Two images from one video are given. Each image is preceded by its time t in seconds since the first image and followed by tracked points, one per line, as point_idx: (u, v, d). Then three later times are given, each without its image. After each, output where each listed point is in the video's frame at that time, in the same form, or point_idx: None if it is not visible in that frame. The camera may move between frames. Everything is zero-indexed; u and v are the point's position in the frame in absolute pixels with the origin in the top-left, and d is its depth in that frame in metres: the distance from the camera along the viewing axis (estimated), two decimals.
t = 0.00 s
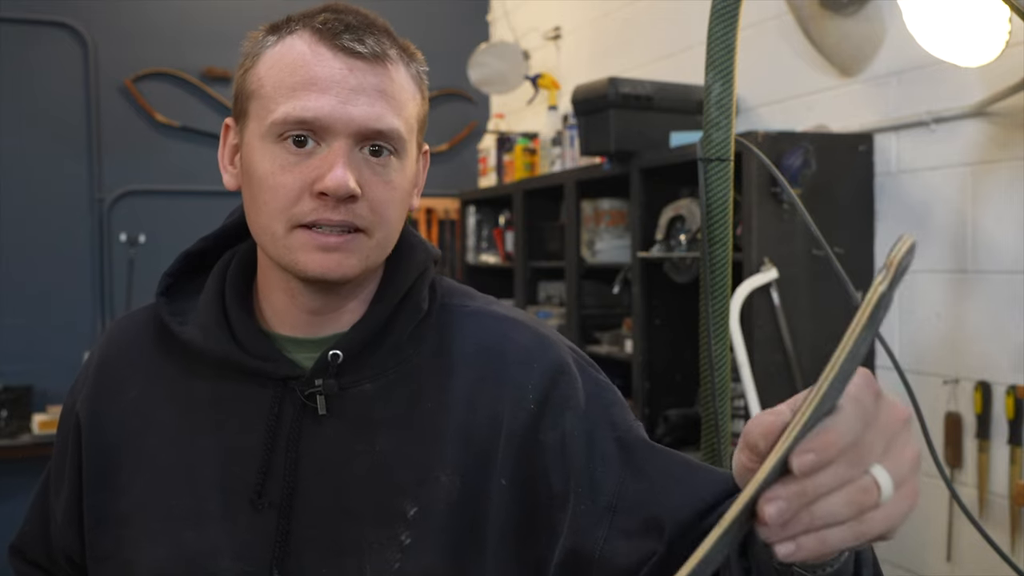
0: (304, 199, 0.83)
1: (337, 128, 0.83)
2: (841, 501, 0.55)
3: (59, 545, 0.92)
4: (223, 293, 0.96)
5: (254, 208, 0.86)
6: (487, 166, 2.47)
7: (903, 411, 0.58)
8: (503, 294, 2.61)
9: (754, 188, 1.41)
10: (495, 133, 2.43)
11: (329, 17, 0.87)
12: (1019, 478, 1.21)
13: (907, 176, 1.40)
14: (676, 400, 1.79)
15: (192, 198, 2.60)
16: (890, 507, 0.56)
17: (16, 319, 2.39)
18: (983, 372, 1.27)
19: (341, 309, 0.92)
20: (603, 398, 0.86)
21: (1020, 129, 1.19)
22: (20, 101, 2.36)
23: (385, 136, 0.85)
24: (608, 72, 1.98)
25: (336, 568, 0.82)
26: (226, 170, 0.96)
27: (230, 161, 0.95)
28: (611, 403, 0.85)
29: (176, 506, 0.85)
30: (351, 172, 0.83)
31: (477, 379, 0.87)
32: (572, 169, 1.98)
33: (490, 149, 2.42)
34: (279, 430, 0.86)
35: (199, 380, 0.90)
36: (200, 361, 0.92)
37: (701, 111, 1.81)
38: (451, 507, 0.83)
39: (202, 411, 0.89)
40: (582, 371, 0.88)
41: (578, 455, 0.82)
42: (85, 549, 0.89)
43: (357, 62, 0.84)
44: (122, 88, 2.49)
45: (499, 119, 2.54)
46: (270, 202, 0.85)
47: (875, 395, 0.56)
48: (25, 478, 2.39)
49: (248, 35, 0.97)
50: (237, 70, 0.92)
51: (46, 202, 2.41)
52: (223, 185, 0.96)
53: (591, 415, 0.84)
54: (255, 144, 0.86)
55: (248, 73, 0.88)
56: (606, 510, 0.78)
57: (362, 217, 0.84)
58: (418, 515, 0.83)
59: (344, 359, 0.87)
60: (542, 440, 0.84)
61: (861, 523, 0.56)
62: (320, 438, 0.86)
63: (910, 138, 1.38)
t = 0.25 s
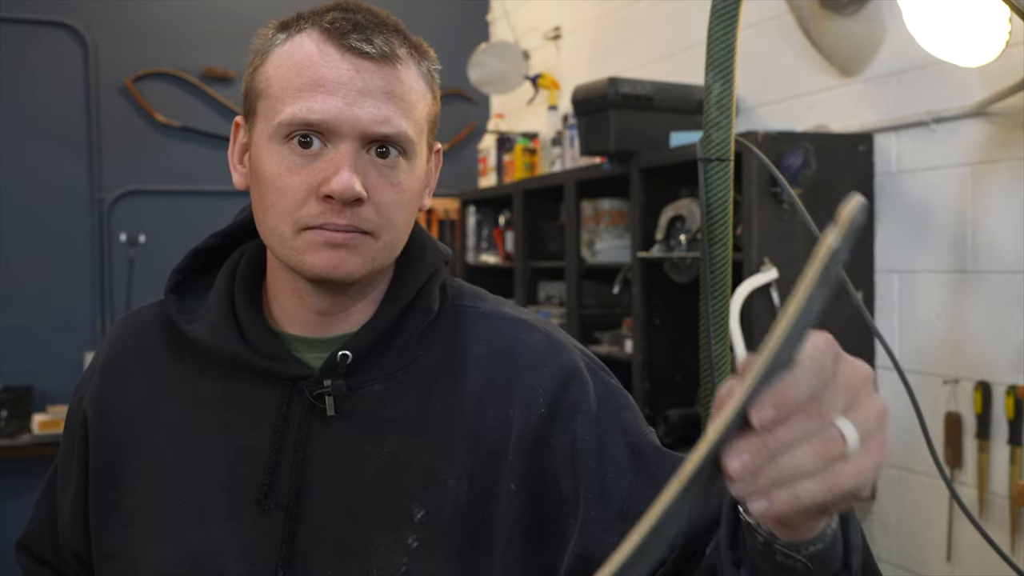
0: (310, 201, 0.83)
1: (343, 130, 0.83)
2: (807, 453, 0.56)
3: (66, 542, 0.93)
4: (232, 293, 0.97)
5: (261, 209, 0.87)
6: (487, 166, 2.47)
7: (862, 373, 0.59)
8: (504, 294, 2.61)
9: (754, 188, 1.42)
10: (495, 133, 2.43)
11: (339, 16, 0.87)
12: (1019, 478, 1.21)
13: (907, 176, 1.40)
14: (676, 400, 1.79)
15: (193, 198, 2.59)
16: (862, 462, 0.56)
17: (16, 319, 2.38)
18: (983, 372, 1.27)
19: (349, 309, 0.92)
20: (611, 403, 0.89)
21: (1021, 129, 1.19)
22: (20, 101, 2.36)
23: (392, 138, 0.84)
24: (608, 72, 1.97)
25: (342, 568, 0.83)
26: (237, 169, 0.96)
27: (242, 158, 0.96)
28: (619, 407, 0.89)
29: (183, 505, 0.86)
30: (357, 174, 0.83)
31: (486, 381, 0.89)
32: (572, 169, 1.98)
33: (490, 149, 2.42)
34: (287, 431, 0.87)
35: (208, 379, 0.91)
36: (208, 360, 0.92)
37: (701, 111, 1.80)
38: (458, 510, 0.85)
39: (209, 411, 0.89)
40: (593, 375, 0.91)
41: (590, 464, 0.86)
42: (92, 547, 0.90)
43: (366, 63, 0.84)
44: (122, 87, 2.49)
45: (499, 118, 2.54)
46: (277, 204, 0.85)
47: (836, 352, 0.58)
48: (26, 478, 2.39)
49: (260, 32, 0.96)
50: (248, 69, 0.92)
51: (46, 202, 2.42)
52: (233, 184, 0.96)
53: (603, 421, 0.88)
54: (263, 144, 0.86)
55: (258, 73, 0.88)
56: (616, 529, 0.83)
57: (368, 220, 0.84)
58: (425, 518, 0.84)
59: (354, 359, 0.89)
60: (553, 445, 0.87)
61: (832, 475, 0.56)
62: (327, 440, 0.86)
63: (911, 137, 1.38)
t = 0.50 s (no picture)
0: (315, 204, 0.83)
1: (349, 133, 0.82)
2: (726, 314, 0.56)
3: (71, 540, 0.94)
4: (236, 294, 0.97)
5: (267, 210, 0.87)
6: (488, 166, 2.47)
7: (773, 262, 0.60)
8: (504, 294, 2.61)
9: (754, 188, 1.42)
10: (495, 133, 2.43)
11: (350, 17, 0.87)
12: (1019, 478, 1.21)
13: (907, 176, 1.40)
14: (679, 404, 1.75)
15: (193, 198, 2.60)
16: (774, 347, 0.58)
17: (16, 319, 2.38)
18: (983, 372, 1.27)
19: (355, 312, 0.92)
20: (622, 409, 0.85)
21: (1020, 129, 1.19)
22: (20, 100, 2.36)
23: (399, 142, 0.84)
24: (608, 72, 1.97)
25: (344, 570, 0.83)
26: (244, 168, 0.96)
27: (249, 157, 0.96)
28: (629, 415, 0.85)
29: (185, 506, 0.86)
30: (363, 179, 0.83)
31: (492, 384, 0.89)
32: (572, 169, 1.99)
33: (490, 149, 2.42)
34: (290, 433, 0.87)
35: (210, 379, 0.91)
36: (211, 360, 0.92)
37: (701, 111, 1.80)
38: (461, 512, 0.85)
39: (212, 412, 0.89)
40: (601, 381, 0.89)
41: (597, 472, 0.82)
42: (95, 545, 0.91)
43: (374, 66, 0.83)
44: (122, 87, 2.49)
45: (499, 118, 2.54)
46: (283, 206, 0.85)
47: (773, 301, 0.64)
48: (26, 478, 2.39)
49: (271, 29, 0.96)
50: (257, 66, 0.91)
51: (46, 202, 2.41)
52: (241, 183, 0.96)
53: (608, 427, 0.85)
54: (270, 144, 0.86)
55: (267, 72, 0.88)
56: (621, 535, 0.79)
57: (373, 225, 0.84)
58: (428, 522, 0.84)
59: (358, 362, 0.88)
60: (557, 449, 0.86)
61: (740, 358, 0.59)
62: (331, 442, 0.86)
63: (911, 137, 1.38)
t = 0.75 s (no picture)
0: (322, 213, 0.83)
1: (359, 142, 0.82)
2: (669, 249, 0.57)
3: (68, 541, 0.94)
4: (235, 294, 0.97)
5: (272, 215, 0.87)
6: (487, 166, 2.47)
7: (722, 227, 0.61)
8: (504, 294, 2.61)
9: (754, 188, 1.42)
10: (495, 133, 2.43)
11: (363, 22, 0.86)
12: (1019, 478, 1.21)
13: (907, 177, 1.40)
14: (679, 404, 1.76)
15: (192, 198, 2.59)
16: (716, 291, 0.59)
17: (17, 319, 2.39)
18: (983, 372, 1.27)
19: (356, 318, 0.92)
20: (622, 416, 0.84)
21: (1021, 129, 1.19)
22: (20, 100, 2.36)
23: (409, 152, 0.84)
24: (608, 72, 1.97)
25: None
26: (247, 168, 0.96)
27: (253, 156, 0.95)
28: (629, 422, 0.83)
29: (183, 512, 0.86)
30: (372, 189, 0.83)
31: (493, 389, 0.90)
32: (571, 169, 1.99)
33: (490, 149, 2.41)
34: (289, 439, 0.87)
35: (209, 385, 0.91)
36: (209, 364, 0.92)
37: (701, 110, 1.78)
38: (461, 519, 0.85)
39: (211, 417, 0.89)
40: (603, 386, 0.87)
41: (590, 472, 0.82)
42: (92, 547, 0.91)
43: (387, 74, 0.82)
44: (122, 87, 2.48)
45: (499, 118, 2.54)
46: (289, 212, 0.85)
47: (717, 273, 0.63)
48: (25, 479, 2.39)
49: (280, 26, 0.95)
50: (266, 66, 0.91)
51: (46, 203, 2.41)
52: (243, 183, 0.96)
53: (610, 434, 0.83)
54: (277, 148, 0.86)
55: (276, 75, 0.87)
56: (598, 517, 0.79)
57: (379, 235, 0.84)
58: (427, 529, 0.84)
59: (358, 367, 0.88)
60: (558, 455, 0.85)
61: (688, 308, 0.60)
62: (329, 448, 0.86)
63: (910, 137, 1.38)
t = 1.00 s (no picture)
0: (325, 218, 0.83)
1: (365, 148, 0.81)
2: (693, 289, 0.63)
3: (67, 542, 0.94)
4: (236, 296, 0.97)
5: (275, 218, 0.87)
6: (487, 166, 2.47)
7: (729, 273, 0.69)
8: (504, 294, 2.61)
9: (754, 188, 1.42)
10: (495, 133, 2.43)
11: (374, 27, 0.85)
12: (1019, 478, 1.21)
13: (907, 176, 1.41)
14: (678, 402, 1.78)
15: (191, 198, 2.68)
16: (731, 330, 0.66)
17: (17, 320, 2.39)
18: (983, 372, 1.27)
19: (359, 323, 0.92)
20: (619, 427, 0.85)
21: (1020, 129, 1.18)
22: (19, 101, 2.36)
23: (414, 160, 0.83)
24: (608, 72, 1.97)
25: None
26: (252, 167, 0.96)
27: (258, 156, 0.96)
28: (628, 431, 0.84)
29: (184, 516, 0.86)
30: (375, 197, 0.82)
31: (496, 395, 0.90)
32: (572, 169, 1.99)
33: (490, 149, 2.42)
34: (292, 445, 0.87)
35: (210, 390, 0.91)
36: (210, 368, 0.92)
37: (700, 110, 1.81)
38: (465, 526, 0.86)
39: (213, 421, 0.89)
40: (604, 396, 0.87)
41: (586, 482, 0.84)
42: (92, 548, 0.91)
43: (395, 81, 0.82)
44: (121, 88, 2.39)
45: (499, 118, 2.54)
46: (291, 216, 0.85)
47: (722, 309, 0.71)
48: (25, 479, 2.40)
49: (291, 25, 0.95)
50: (274, 66, 0.91)
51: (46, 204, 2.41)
52: (248, 181, 0.97)
53: (606, 448, 0.85)
54: (282, 151, 0.86)
55: (285, 75, 0.87)
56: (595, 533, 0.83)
57: (381, 244, 0.84)
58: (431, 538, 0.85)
59: (361, 373, 0.88)
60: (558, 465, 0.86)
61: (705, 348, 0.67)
62: (333, 455, 0.86)
63: (911, 137, 1.39)
